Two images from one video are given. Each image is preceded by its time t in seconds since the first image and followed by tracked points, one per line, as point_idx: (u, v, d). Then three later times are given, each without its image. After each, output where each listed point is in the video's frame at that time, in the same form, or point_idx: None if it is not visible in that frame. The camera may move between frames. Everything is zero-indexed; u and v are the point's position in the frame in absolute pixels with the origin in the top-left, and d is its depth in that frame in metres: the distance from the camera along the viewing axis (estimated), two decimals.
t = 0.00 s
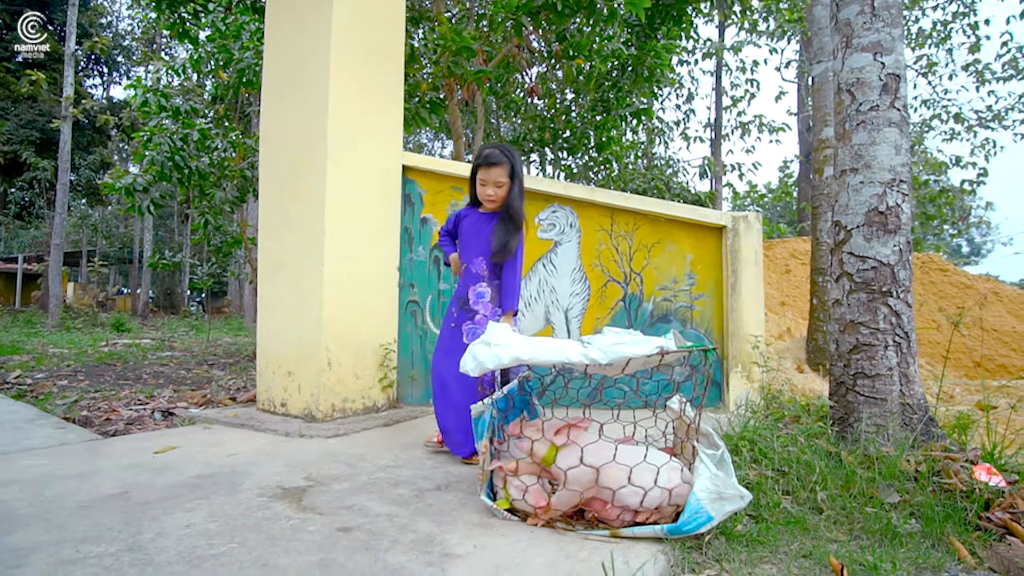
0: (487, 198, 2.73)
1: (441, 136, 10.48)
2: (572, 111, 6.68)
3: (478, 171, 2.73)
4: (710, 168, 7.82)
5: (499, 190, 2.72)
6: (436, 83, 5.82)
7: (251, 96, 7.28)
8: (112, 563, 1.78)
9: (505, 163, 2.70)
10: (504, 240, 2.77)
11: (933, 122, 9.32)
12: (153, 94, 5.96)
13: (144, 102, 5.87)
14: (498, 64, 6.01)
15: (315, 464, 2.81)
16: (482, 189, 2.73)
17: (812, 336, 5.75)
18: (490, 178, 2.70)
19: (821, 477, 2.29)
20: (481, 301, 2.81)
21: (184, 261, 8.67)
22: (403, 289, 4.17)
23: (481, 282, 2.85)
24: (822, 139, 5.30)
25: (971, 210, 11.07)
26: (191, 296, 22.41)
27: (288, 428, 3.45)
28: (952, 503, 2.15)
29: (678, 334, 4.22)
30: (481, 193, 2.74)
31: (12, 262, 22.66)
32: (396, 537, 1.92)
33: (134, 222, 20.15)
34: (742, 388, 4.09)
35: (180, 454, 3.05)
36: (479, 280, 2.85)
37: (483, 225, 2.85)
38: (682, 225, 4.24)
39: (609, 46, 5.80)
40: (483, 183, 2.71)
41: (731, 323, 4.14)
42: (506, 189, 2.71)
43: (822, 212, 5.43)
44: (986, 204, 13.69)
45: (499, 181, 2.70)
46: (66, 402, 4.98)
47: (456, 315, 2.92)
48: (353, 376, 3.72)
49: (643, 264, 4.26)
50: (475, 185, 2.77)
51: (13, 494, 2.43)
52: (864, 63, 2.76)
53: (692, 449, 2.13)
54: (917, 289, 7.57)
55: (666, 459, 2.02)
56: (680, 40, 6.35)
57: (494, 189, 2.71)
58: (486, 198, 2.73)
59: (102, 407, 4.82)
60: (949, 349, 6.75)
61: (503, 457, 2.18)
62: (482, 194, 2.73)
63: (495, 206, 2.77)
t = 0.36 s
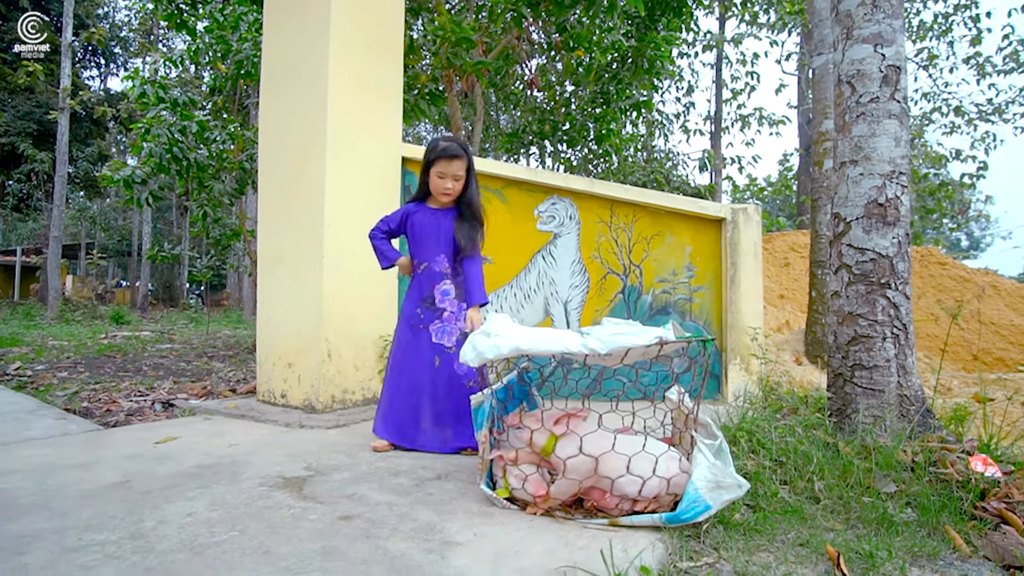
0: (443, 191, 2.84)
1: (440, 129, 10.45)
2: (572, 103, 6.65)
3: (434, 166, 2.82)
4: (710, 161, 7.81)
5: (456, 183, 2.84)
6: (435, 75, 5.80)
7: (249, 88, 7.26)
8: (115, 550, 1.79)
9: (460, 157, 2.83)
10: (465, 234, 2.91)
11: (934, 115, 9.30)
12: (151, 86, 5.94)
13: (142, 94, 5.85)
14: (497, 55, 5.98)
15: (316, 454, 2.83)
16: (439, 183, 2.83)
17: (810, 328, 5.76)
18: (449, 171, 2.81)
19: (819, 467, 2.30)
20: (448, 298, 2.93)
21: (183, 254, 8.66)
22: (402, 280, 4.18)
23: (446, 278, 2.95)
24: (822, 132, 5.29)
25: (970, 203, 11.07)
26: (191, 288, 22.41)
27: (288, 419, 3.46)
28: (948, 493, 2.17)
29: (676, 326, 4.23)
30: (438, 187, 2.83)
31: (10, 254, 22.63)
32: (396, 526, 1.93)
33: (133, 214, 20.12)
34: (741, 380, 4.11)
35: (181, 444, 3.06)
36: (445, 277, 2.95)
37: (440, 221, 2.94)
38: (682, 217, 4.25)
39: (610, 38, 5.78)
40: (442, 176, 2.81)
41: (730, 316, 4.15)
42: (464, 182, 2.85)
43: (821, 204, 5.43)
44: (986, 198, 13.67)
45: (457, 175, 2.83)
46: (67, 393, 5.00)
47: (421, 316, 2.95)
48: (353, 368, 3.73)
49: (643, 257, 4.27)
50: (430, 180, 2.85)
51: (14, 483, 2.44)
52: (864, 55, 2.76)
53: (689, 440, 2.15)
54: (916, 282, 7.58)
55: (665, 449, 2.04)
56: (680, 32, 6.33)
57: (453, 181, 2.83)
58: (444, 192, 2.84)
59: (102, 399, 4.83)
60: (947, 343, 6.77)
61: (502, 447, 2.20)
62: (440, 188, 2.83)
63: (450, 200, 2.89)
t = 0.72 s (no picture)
0: (415, 236, 2.78)
1: (439, 122, 10.43)
2: (571, 97, 6.64)
3: (402, 213, 2.77)
4: (709, 156, 7.81)
5: (426, 225, 2.79)
6: (434, 68, 5.79)
7: (247, 81, 7.25)
8: (117, 538, 1.80)
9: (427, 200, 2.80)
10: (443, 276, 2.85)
11: (933, 111, 9.30)
12: (149, 78, 5.92)
13: (140, 86, 5.83)
14: (497, 49, 5.97)
15: (316, 444, 2.84)
16: (410, 229, 2.77)
17: (808, 322, 5.78)
18: (418, 216, 2.77)
19: (815, 459, 2.32)
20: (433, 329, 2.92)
21: (182, 247, 8.67)
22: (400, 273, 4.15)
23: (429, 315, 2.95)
24: (822, 126, 5.29)
25: (969, 199, 11.08)
26: (189, 282, 22.40)
27: (288, 411, 3.47)
28: (943, 484, 2.18)
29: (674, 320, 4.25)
30: (410, 233, 2.77)
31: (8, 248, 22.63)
32: (396, 515, 1.94)
33: (131, 207, 20.09)
34: (738, 372, 4.13)
35: (180, 436, 3.07)
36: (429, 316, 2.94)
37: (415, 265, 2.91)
38: (681, 211, 4.26)
39: (610, 32, 5.78)
40: (412, 221, 2.76)
41: (728, 310, 4.17)
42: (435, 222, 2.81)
43: (820, 199, 5.43)
44: (985, 194, 13.67)
45: (427, 217, 2.79)
46: (66, 385, 5.01)
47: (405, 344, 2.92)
48: (353, 360, 3.74)
49: (641, 250, 4.28)
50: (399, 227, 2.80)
51: (15, 473, 2.45)
52: (864, 48, 2.77)
53: (687, 430, 2.17)
54: (914, 277, 7.60)
55: (663, 439, 2.05)
56: (680, 26, 6.32)
57: (424, 225, 2.78)
58: (416, 236, 2.78)
59: (102, 390, 4.85)
60: (944, 338, 6.79)
61: (501, 437, 2.21)
62: (411, 232, 2.78)
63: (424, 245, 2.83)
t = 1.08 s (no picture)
0: (404, 280, 2.83)
1: (436, 107, 10.40)
2: (569, 82, 6.62)
3: (390, 260, 2.82)
4: (707, 141, 7.79)
5: (415, 270, 2.84)
6: (431, 51, 5.76)
7: (242, 65, 7.21)
8: (119, 515, 1.82)
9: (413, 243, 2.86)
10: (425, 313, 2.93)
11: (932, 97, 9.28)
12: (143, 61, 5.89)
13: (134, 69, 5.80)
14: (494, 32, 5.94)
15: (315, 426, 2.86)
16: (400, 275, 2.83)
17: (805, 307, 5.80)
18: (406, 260, 2.83)
19: (809, 439, 2.35)
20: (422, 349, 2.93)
21: (178, 232, 8.66)
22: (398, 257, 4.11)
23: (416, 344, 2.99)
24: (821, 110, 5.29)
25: (967, 186, 11.08)
26: (186, 267, 22.37)
27: (287, 394, 3.49)
28: (935, 463, 2.21)
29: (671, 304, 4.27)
30: (399, 277, 2.83)
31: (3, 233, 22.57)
32: (396, 493, 1.97)
33: (126, 191, 20.02)
34: (735, 356, 4.15)
35: (180, 417, 3.09)
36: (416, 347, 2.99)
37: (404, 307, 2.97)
38: (679, 195, 4.27)
39: (609, 15, 5.75)
40: (401, 267, 2.81)
41: (726, 294, 4.18)
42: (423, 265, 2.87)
43: (818, 184, 5.44)
44: (983, 180, 13.67)
45: (415, 261, 2.84)
46: (64, 369, 5.03)
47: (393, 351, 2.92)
48: (351, 343, 3.75)
49: (639, 235, 4.29)
50: (388, 273, 2.85)
51: (16, 453, 2.47)
52: (864, 30, 2.76)
53: (684, 411, 2.19)
54: (911, 263, 7.63)
55: (659, 419, 2.08)
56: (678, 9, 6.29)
57: (412, 269, 2.83)
58: (405, 281, 2.83)
59: (101, 374, 4.86)
60: (939, 324, 6.82)
61: (500, 417, 2.23)
62: (400, 278, 2.83)
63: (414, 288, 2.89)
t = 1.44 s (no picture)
0: (400, 269, 2.87)
1: (435, 93, 10.35)
2: (569, 68, 6.60)
3: (387, 248, 2.86)
4: (707, 129, 7.78)
5: (411, 259, 2.89)
6: (431, 35, 5.73)
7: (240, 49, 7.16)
8: (122, 492, 1.84)
9: (410, 233, 2.91)
10: (422, 301, 2.94)
11: (934, 86, 9.25)
12: (139, 43, 5.84)
13: (131, 51, 5.76)
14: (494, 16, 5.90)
15: (315, 408, 2.88)
16: (397, 263, 2.86)
17: (803, 295, 5.82)
18: (402, 249, 2.87)
19: (806, 423, 2.37)
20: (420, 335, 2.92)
21: (175, 217, 8.65)
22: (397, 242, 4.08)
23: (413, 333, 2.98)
24: (822, 98, 5.28)
25: (967, 175, 11.07)
26: (184, 253, 22.33)
27: (286, 377, 3.52)
28: (930, 447, 2.24)
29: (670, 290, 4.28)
30: (396, 266, 2.86)
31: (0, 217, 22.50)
32: (396, 473, 1.99)
33: (123, 176, 19.95)
34: (733, 342, 4.17)
35: (180, 399, 3.11)
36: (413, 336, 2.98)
37: (400, 298, 2.98)
38: (679, 181, 4.27)
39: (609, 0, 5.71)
40: (398, 255, 2.86)
41: (724, 281, 4.20)
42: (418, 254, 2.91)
43: (818, 171, 5.44)
44: (982, 170, 13.65)
45: (411, 250, 2.89)
46: (64, 353, 5.04)
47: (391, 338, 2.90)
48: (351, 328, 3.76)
49: (639, 221, 4.30)
50: (384, 262, 2.89)
51: (18, 433, 2.49)
52: (867, 15, 2.76)
53: (682, 393, 2.22)
54: (909, 252, 7.65)
55: (658, 401, 2.10)
56: None
57: (409, 258, 2.88)
58: (402, 269, 2.87)
59: (100, 357, 4.88)
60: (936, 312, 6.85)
61: (499, 399, 2.25)
62: (397, 266, 2.86)
63: (409, 278, 2.92)
